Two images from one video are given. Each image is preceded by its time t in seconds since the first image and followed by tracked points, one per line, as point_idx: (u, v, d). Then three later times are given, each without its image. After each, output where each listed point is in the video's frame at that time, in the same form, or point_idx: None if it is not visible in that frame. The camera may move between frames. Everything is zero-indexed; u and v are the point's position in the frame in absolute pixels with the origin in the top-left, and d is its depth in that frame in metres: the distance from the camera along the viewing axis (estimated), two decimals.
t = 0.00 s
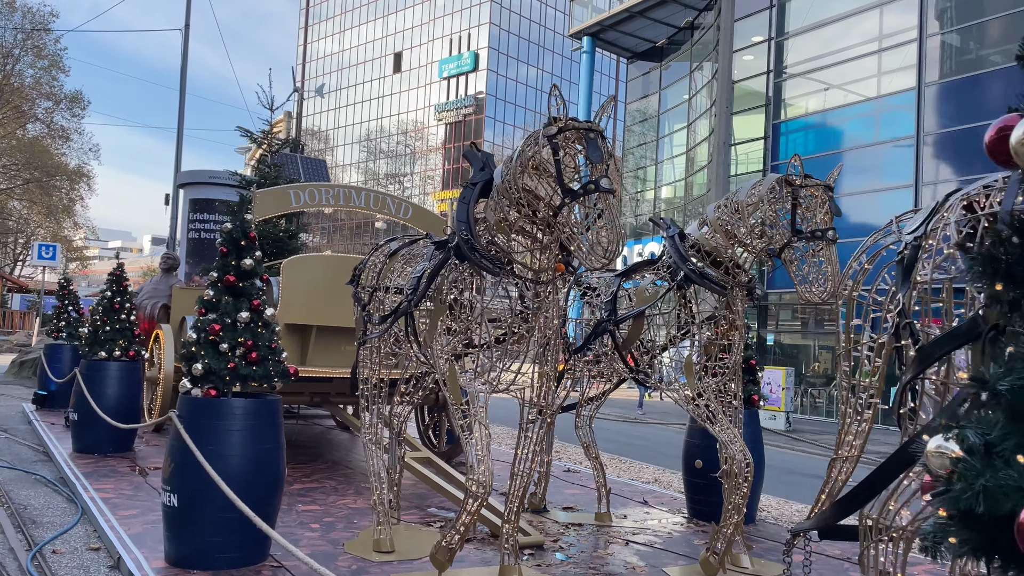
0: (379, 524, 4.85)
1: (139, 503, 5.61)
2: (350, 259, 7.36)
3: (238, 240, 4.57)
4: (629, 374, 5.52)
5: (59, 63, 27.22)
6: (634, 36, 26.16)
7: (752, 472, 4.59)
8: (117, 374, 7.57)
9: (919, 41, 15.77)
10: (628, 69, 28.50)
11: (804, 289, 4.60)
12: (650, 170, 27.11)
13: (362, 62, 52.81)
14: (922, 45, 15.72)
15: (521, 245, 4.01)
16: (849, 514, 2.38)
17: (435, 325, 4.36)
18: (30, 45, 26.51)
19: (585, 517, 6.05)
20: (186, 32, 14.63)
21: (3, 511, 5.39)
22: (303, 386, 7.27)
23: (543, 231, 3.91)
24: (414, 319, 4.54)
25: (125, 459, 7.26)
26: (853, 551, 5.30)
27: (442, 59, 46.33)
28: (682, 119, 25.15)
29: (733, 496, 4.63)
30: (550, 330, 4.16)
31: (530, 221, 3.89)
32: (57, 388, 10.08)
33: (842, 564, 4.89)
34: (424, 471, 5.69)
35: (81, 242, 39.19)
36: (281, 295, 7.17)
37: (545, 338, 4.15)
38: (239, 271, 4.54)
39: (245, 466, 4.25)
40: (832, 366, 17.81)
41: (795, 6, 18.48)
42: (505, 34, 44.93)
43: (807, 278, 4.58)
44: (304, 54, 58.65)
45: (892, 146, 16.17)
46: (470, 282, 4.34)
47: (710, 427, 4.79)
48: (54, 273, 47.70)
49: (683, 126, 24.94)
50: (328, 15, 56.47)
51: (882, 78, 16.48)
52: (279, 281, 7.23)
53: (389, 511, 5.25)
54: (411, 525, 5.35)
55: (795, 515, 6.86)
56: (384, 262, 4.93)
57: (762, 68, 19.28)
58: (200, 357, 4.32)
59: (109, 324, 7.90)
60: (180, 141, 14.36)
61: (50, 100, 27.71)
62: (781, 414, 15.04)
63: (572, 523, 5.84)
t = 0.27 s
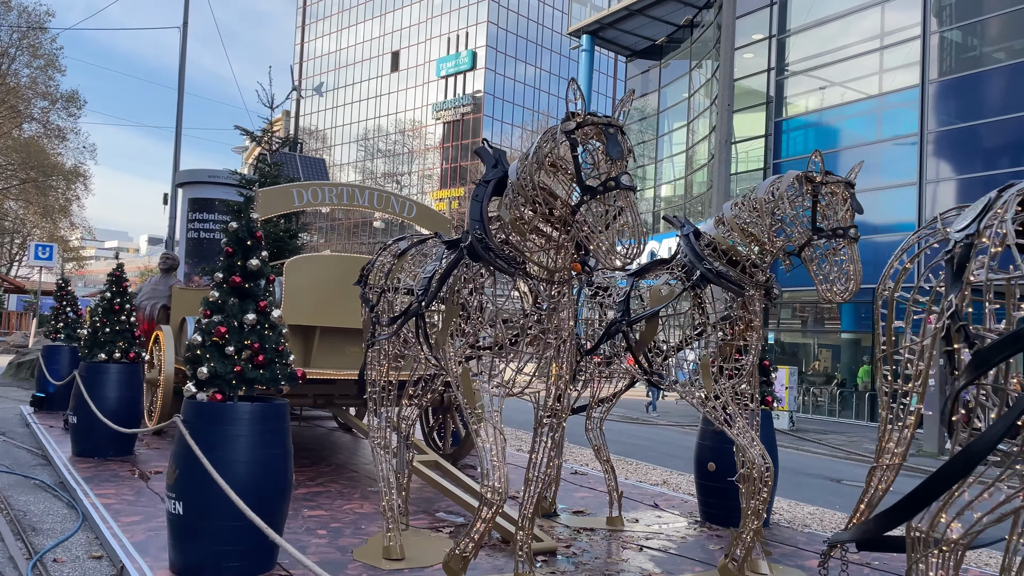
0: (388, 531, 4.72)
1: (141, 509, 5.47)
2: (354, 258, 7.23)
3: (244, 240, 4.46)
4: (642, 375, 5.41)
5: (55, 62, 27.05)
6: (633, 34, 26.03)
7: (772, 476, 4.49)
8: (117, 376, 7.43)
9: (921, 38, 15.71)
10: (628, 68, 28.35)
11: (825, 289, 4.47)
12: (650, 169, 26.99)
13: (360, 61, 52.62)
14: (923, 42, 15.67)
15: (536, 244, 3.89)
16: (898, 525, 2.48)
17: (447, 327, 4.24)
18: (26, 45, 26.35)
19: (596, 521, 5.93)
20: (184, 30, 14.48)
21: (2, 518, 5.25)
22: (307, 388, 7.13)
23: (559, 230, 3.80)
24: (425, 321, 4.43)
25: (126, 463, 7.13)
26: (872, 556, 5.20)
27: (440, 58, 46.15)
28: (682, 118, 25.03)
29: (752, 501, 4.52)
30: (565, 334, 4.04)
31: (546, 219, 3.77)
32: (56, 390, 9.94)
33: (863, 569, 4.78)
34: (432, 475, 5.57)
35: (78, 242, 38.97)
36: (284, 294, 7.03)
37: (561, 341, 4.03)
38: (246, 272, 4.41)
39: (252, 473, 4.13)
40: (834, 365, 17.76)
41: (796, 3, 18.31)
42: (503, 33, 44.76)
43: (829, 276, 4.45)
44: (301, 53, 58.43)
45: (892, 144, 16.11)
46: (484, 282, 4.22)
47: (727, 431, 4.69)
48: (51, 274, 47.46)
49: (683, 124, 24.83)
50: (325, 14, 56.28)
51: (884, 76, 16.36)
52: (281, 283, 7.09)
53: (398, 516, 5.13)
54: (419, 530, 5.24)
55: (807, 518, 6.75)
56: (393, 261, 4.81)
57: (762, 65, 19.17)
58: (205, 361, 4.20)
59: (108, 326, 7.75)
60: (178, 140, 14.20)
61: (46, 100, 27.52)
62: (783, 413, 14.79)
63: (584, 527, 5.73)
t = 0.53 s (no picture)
0: (395, 536, 4.62)
1: (142, 513, 5.36)
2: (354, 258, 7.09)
3: (248, 237, 4.31)
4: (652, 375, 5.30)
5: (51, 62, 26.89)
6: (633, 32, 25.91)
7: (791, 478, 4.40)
8: (116, 377, 7.31)
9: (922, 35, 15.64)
10: (627, 66, 28.23)
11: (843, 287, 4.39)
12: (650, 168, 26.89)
13: (358, 60, 52.45)
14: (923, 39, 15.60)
15: (549, 242, 3.79)
16: (939, 532, 2.55)
17: (456, 327, 4.13)
18: (22, 44, 26.19)
19: (605, 524, 5.83)
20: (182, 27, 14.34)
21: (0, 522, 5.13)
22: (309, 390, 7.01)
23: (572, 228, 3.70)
24: (434, 321, 4.32)
25: (126, 465, 7.02)
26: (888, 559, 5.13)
27: (438, 57, 46.02)
28: (682, 116, 24.93)
29: (769, 504, 4.43)
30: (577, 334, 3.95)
31: (560, 215, 3.67)
32: (54, 391, 9.82)
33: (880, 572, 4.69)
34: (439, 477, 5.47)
35: (75, 243, 38.80)
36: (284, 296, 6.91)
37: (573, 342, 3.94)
38: (250, 271, 4.29)
39: (257, 476, 4.02)
40: (834, 363, 17.68)
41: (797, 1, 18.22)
42: (501, 32, 44.63)
43: (846, 274, 4.41)
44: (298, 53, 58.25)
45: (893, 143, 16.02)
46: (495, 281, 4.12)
47: (741, 432, 4.61)
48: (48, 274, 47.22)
49: (683, 123, 24.71)
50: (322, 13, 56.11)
51: (886, 73, 16.26)
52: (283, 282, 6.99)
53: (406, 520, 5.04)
54: (427, 535, 5.15)
55: (817, 520, 6.66)
56: (399, 259, 4.68)
57: (763, 63, 19.08)
58: (209, 362, 4.09)
59: (108, 326, 7.64)
60: (176, 139, 14.06)
61: (42, 100, 27.35)
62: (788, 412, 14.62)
63: (593, 530, 5.63)
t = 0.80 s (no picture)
0: (400, 538, 4.52)
1: (141, 515, 5.25)
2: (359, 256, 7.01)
3: (250, 234, 4.21)
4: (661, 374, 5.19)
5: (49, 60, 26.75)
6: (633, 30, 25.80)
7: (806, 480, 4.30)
8: (114, 376, 7.20)
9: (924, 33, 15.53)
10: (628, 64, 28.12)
11: (859, 284, 4.30)
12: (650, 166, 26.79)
13: (357, 58, 52.30)
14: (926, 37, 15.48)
15: (560, 238, 3.69)
16: (979, 541, 2.48)
17: (463, 325, 4.02)
18: (20, 43, 26.08)
19: (612, 525, 5.73)
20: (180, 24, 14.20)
21: None
22: (311, 389, 6.90)
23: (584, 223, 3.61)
24: (439, 319, 4.21)
25: (124, 466, 6.91)
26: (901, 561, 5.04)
27: (437, 56, 45.89)
28: (683, 115, 24.82)
29: (783, 506, 4.34)
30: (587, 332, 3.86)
31: (571, 210, 3.57)
32: (52, 391, 9.70)
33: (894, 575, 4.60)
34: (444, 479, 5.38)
35: (74, 242, 38.71)
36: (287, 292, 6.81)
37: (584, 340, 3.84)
38: (252, 268, 4.18)
39: (259, 479, 3.92)
40: (834, 362, 17.57)
41: None
42: (500, 30, 44.50)
43: (862, 272, 4.29)
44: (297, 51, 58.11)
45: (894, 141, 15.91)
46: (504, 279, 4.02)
47: (754, 433, 4.52)
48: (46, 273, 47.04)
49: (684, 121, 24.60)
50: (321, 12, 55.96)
51: (888, 71, 16.14)
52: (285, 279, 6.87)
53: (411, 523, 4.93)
54: (431, 537, 5.05)
55: (827, 521, 6.56)
56: (404, 256, 4.58)
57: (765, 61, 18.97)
58: (210, 361, 4.00)
59: (106, 325, 7.52)
60: (174, 136, 13.93)
61: (40, 98, 27.21)
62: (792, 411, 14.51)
63: (600, 533, 5.53)
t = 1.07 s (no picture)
0: (406, 545, 4.41)
1: (141, 519, 5.14)
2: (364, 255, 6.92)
3: (252, 232, 4.09)
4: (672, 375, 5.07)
5: (50, 58, 26.67)
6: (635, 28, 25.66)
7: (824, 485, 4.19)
8: (114, 377, 7.09)
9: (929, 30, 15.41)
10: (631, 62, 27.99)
11: (878, 284, 4.17)
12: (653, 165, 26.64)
13: (358, 57, 52.20)
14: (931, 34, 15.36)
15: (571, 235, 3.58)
16: None
17: (472, 326, 3.91)
18: (21, 41, 26.02)
19: (621, 530, 5.62)
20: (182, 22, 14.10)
21: None
22: (313, 390, 6.78)
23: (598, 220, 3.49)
24: (447, 320, 4.09)
25: (124, 469, 6.80)
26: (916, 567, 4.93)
27: (439, 54, 45.76)
28: (686, 113, 24.67)
29: (800, 511, 4.24)
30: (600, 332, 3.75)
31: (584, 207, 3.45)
32: (51, 390, 9.59)
33: None
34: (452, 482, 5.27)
35: (74, 241, 38.66)
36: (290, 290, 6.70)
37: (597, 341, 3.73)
38: (255, 266, 4.07)
39: (261, 484, 3.81)
40: (838, 361, 17.47)
41: None
42: (502, 28, 44.36)
43: (882, 271, 4.15)
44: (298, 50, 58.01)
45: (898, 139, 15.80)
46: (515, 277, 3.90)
47: (768, 436, 4.40)
48: (47, 271, 47.04)
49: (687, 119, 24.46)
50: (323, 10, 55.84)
51: (893, 69, 16.01)
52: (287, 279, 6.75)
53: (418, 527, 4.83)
54: (438, 542, 4.95)
55: (839, 525, 6.45)
56: (411, 255, 4.47)
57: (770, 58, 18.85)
58: (211, 363, 3.88)
59: (106, 324, 7.39)
60: (175, 134, 13.82)
61: (41, 97, 27.14)
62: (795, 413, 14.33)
63: (609, 537, 5.42)
